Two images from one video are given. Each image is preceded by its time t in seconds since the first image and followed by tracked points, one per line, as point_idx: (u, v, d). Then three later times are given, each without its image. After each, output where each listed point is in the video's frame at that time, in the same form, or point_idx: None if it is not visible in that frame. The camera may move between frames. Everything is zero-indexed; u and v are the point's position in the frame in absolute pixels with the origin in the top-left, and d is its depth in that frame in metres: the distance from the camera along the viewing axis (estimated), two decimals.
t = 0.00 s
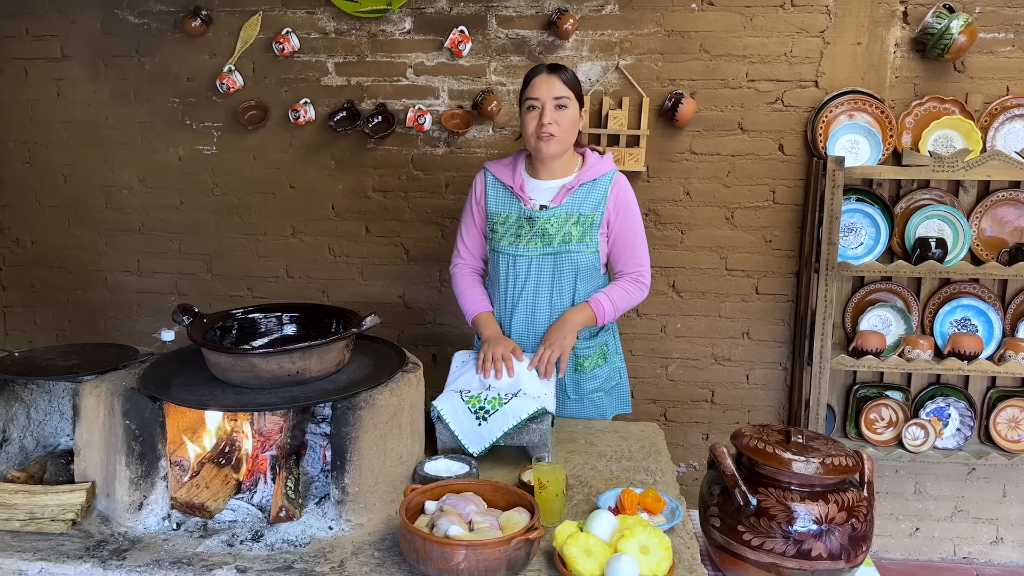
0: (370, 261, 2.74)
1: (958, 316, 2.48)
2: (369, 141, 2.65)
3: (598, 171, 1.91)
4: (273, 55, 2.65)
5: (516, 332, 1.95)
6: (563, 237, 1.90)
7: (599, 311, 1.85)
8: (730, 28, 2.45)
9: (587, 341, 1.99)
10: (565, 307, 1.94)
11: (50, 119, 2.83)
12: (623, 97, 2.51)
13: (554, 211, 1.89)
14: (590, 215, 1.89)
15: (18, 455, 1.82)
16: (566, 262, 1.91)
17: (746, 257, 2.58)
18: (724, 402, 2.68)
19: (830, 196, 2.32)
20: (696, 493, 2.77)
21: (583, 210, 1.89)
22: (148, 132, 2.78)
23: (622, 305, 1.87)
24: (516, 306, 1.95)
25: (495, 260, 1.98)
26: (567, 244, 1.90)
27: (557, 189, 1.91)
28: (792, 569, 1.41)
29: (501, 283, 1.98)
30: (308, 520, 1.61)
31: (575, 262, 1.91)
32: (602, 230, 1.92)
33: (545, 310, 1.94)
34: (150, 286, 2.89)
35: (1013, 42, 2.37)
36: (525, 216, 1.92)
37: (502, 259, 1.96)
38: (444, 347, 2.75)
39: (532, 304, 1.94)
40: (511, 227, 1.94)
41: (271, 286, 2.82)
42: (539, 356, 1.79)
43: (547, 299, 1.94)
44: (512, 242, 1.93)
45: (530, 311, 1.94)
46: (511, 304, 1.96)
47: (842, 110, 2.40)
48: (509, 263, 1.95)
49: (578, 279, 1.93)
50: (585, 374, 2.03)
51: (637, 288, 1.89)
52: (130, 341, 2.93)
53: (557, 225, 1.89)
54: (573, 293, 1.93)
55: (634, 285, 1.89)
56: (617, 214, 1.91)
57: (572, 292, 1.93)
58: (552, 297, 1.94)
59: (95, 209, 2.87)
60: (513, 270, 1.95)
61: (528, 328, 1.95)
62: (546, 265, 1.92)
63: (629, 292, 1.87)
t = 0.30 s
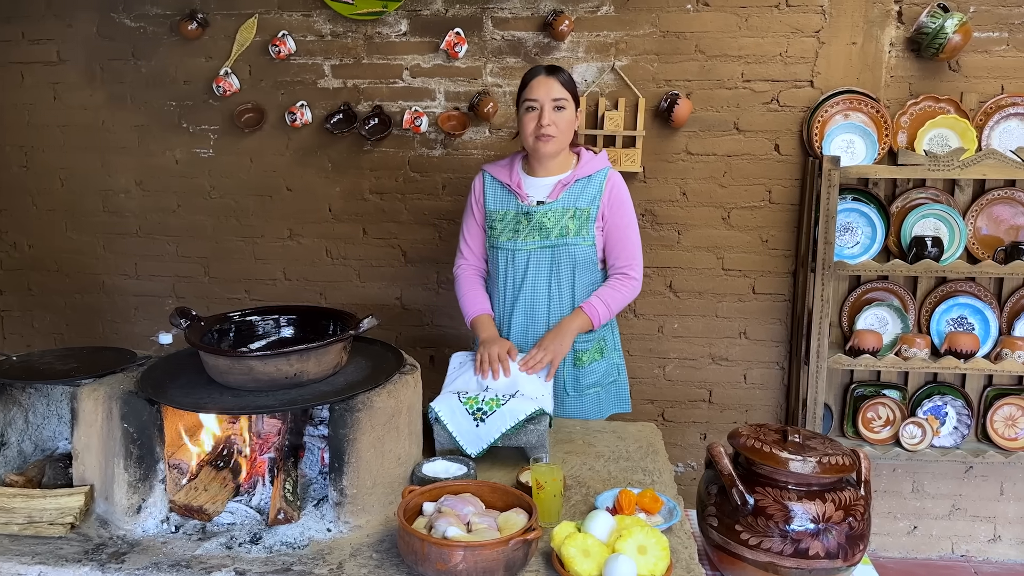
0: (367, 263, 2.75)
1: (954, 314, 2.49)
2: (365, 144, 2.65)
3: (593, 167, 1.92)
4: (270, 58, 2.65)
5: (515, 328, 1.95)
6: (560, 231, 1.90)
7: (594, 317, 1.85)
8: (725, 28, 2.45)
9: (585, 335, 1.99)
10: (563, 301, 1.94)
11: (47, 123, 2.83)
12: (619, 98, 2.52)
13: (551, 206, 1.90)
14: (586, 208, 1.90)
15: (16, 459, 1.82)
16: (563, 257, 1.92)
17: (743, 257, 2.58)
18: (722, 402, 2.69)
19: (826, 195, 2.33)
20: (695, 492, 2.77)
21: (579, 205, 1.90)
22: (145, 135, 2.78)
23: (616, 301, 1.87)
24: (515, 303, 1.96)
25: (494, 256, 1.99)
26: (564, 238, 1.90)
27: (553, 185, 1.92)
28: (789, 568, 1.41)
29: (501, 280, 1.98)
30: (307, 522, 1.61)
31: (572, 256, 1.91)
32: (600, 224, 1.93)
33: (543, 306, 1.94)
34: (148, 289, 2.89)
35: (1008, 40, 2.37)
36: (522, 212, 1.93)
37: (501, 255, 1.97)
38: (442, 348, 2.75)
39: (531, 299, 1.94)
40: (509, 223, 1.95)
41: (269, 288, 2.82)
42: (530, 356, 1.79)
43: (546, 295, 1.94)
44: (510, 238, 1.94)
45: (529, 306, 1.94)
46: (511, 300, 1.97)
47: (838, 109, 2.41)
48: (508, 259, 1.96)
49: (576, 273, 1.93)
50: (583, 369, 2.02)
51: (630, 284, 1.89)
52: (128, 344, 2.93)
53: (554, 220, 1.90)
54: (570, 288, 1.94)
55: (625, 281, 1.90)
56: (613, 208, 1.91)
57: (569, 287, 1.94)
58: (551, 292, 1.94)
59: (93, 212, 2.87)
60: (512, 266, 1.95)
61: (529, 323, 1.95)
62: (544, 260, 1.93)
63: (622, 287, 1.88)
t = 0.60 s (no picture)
0: (366, 265, 2.75)
1: (952, 312, 2.49)
2: (363, 145, 2.65)
3: (594, 169, 1.92)
4: (267, 60, 2.66)
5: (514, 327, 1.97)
6: (561, 231, 1.91)
7: (594, 318, 1.86)
8: (722, 27, 2.46)
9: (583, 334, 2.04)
10: (563, 301, 1.96)
11: (45, 126, 2.83)
12: (616, 98, 2.52)
13: (552, 206, 1.90)
14: (587, 210, 1.90)
15: (16, 462, 1.82)
16: (563, 257, 1.92)
17: (741, 256, 2.59)
18: (720, 400, 2.69)
19: (823, 194, 2.33)
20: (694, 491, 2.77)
21: (580, 206, 1.90)
22: (143, 138, 2.79)
23: (615, 304, 1.88)
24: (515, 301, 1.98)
25: (496, 255, 2.00)
26: (565, 238, 1.90)
27: (555, 185, 1.93)
28: (788, 566, 1.42)
29: (502, 279, 1.99)
30: (306, 523, 1.61)
31: (572, 256, 1.92)
32: (601, 225, 1.93)
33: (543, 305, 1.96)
34: (147, 292, 2.89)
35: (1004, 38, 2.38)
36: (524, 212, 1.94)
37: (502, 254, 1.98)
38: (441, 349, 2.75)
39: (531, 299, 1.95)
40: (511, 223, 1.96)
41: (268, 290, 2.82)
42: (530, 356, 1.81)
43: (546, 295, 1.95)
44: (512, 237, 1.95)
45: (529, 305, 1.96)
46: (512, 299, 1.98)
47: (835, 108, 2.41)
48: (509, 258, 1.97)
49: (575, 273, 1.94)
50: (582, 368, 2.07)
51: (627, 287, 1.90)
52: (127, 347, 2.93)
53: (555, 220, 1.91)
54: (570, 288, 1.95)
55: (623, 284, 1.90)
56: (614, 210, 1.91)
57: (569, 287, 1.94)
58: (551, 292, 1.95)
59: (91, 215, 2.87)
60: (513, 265, 1.97)
61: (528, 322, 1.97)
62: (545, 260, 1.94)
63: (620, 290, 1.89)
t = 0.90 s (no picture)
0: (364, 266, 2.75)
1: (950, 308, 2.50)
2: (361, 146, 2.66)
3: (565, 167, 1.93)
4: (264, 62, 2.66)
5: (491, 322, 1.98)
6: (531, 227, 1.90)
7: (578, 296, 1.83)
8: (717, 26, 2.46)
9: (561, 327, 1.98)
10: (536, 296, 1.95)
11: (43, 130, 2.84)
12: (612, 97, 2.52)
13: (523, 203, 1.90)
14: (557, 206, 1.90)
15: (16, 465, 1.83)
16: (535, 252, 1.92)
17: (739, 254, 2.59)
18: (719, 398, 2.70)
19: (819, 191, 2.33)
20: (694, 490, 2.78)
21: (550, 202, 1.90)
22: (141, 141, 2.79)
23: (596, 291, 1.87)
24: (490, 297, 1.98)
25: (468, 253, 1.99)
26: (536, 233, 1.90)
27: (525, 183, 1.93)
28: (785, 562, 1.42)
29: (475, 276, 1.99)
30: (305, 523, 1.62)
31: (544, 250, 1.91)
32: (571, 222, 1.93)
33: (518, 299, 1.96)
34: (146, 294, 2.90)
35: (999, 35, 2.38)
36: (495, 209, 1.93)
37: (474, 251, 1.97)
38: (440, 350, 2.76)
39: (506, 297, 1.96)
40: (482, 220, 1.95)
41: (266, 292, 2.83)
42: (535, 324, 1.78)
43: (520, 292, 1.96)
44: (483, 234, 1.94)
45: (504, 302, 1.97)
46: (486, 295, 1.98)
47: (831, 106, 2.42)
48: (481, 254, 1.96)
49: (548, 269, 1.93)
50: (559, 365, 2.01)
51: (608, 275, 1.90)
52: (126, 349, 2.93)
53: (525, 215, 1.90)
54: (544, 282, 1.94)
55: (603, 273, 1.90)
56: (585, 206, 1.92)
57: (542, 281, 1.94)
58: (525, 289, 1.95)
59: (90, 219, 2.88)
60: (484, 262, 1.96)
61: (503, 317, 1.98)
62: (516, 256, 1.93)
63: (600, 278, 1.87)
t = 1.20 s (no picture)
0: (364, 266, 2.76)
1: (949, 305, 2.50)
2: (360, 147, 2.67)
3: (536, 165, 1.96)
4: (263, 63, 2.67)
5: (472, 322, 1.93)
6: (508, 224, 1.91)
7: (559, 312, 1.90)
8: (715, 25, 2.47)
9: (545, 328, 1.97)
10: (518, 294, 1.94)
11: (43, 132, 2.85)
12: (611, 97, 2.53)
13: (499, 201, 1.91)
14: (533, 202, 1.92)
15: (17, 466, 1.84)
16: (513, 250, 1.92)
17: (737, 253, 2.60)
18: (719, 397, 2.70)
19: (818, 189, 2.34)
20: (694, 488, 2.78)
21: (525, 199, 1.92)
22: (140, 143, 2.80)
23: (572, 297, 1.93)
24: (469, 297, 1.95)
25: (445, 255, 1.97)
26: (514, 230, 1.91)
27: (499, 182, 1.94)
28: (785, 559, 1.42)
29: (454, 278, 1.96)
30: (306, 523, 1.62)
31: (523, 248, 1.92)
32: (546, 219, 1.96)
33: (498, 298, 1.94)
34: (147, 296, 2.90)
35: (996, 32, 2.39)
36: (471, 209, 1.93)
37: (452, 253, 1.95)
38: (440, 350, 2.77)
39: (487, 296, 1.93)
40: (457, 221, 1.94)
41: (267, 293, 2.84)
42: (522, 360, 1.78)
43: (501, 291, 1.93)
44: (461, 234, 1.93)
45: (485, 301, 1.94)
46: (465, 296, 1.95)
47: (829, 104, 2.42)
48: (460, 255, 1.94)
49: (528, 266, 1.93)
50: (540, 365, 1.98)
51: (578, 278, 1.96)
52: (127, 351, 2.94)
53: (502, 213, 1.91)
54: (524, 281, 1.94)
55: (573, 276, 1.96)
56: (559, 203, 1.96)
57: (522, 279, 1.94)
58: (506, 288, 1.93)
59: (90, 221, 2.89)
60: (463, 262, 1.94)
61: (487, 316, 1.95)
62: (496, 254, 1.92)
63: (571, 283, 1.94)
